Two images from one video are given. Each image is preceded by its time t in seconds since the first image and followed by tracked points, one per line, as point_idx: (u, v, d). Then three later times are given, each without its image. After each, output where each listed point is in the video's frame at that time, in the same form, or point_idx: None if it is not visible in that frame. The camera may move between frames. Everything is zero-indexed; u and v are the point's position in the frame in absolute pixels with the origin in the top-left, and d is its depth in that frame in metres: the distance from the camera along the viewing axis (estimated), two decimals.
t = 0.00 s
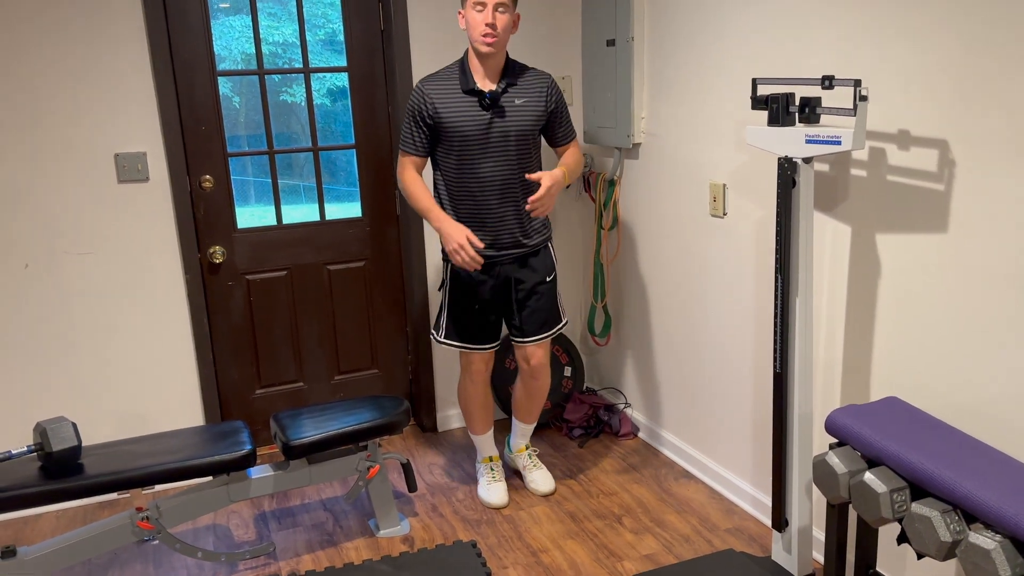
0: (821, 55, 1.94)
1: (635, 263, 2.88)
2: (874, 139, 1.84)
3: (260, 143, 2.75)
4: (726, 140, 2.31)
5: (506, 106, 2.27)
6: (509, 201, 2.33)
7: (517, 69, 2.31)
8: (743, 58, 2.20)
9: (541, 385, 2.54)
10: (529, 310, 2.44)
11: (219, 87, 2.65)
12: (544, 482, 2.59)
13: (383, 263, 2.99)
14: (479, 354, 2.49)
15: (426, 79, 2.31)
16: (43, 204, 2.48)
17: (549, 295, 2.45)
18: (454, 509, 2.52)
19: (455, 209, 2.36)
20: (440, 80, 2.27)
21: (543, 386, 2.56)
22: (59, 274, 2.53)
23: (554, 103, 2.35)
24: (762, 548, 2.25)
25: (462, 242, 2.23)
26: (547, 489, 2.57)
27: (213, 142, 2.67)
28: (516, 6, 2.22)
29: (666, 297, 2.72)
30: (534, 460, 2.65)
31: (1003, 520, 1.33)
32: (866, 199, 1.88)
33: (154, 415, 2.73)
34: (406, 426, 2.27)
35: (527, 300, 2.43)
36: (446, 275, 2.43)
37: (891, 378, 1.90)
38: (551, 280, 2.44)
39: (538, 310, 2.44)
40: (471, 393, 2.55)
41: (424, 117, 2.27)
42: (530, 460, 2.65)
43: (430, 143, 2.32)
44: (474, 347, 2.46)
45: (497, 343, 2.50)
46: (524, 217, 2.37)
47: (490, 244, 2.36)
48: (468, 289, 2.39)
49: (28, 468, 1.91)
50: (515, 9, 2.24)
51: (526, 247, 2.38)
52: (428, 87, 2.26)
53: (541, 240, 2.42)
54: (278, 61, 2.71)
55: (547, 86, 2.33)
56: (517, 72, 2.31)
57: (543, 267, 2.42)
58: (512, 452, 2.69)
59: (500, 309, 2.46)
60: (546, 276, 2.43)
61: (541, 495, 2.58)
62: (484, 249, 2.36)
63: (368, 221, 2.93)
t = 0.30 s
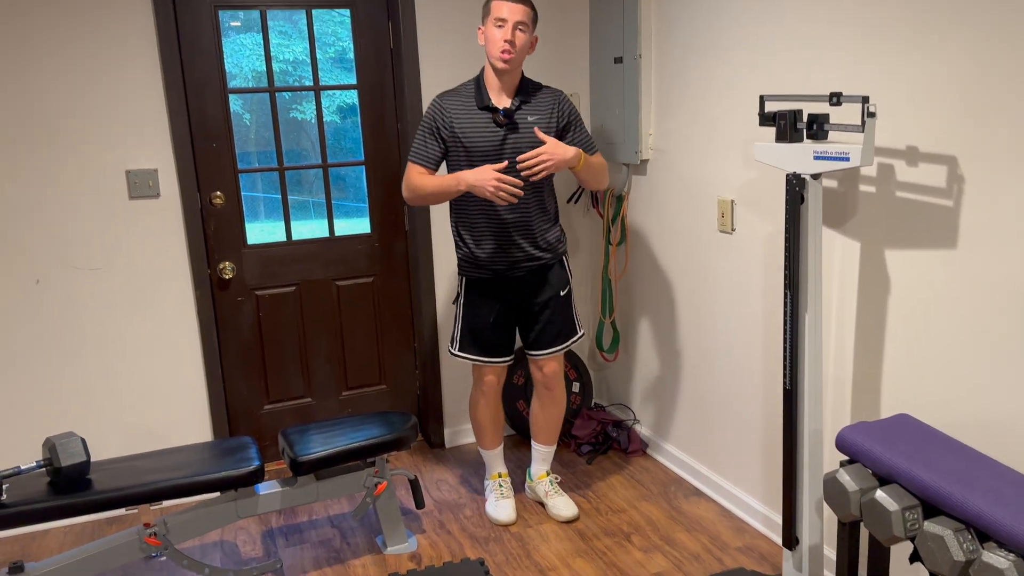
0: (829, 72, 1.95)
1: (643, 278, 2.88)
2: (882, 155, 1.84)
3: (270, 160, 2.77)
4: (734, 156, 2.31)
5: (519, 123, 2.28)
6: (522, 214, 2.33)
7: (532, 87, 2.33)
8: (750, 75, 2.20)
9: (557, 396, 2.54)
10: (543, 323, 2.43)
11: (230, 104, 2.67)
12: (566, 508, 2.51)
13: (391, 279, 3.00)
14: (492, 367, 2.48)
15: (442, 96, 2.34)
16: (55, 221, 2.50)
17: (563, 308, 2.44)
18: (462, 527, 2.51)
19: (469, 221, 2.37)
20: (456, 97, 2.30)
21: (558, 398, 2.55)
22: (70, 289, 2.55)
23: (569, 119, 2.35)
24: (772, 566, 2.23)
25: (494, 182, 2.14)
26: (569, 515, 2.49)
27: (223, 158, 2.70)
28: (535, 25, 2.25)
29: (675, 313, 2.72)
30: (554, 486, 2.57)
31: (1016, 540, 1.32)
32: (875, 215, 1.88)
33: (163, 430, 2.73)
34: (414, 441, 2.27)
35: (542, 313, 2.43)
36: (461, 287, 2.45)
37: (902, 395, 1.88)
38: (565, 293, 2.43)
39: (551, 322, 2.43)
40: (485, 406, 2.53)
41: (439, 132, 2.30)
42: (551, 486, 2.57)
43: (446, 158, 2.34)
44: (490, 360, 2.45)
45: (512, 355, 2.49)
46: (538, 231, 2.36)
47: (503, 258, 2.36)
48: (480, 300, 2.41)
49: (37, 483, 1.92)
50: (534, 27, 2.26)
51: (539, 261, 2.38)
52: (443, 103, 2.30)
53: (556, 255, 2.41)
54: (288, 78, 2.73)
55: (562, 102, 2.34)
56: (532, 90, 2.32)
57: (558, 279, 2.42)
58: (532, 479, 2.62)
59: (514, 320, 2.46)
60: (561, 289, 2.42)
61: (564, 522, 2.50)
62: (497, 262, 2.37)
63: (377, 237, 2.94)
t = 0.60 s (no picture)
0: (835, 95, 1.96)
1: (651, 300, 2.88)
2: (889, 177, 1.84)
3: (279, 183, 2.79)
4: (741, 178, 2.32)
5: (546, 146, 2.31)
6: (546, 236, 2.34)
7: (560, 113, 2.36)
8: (756, 98, 2.22)
9: (566, 416, 2.54)
10: (562, 343, 2.44)
11: (240, 128, 2.70)
12: (574, 532, 2.49)
13: (399, 301, 3.00)
14: (508, 388, 2.44)
15: (469, 117, 2.37)
16: (65, 243, 2.52)
17: (581, 330, 2.45)
18: (469, 551, 2.49)
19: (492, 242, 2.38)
20: (483, 119, 2.32)
21: (568, 417, 2.55)
22: (80, 311, 2.56)
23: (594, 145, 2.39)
24: None
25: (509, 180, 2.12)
26: (578, 539, 2.48)
27: (233, 181, 2.72)
28: (563, 53, 2.27)
29: (683, 335, 2.71)
30: (561, 510, 2.55)
31: None
32: (883, 238, 1.88)
33: (170, 452, 2.73)
34: (420, 463, 2.25)
35: (558, 334, 2.43)
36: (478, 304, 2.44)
37: (912, 418, 1.87)
38: (583, 314, 2.44)
39: (570, 343, 2.44)
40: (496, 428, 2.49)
41: (465, 153, 2.32)
42: (559, 509, 2.55)
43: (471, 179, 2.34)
44: (507, 379, 2.42)
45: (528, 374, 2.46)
46: (560, 253, 2.38)
47: (522, 277, 2.37)
48: (500, 321, 2.39)
49: (44, 505, 1.91)
50: (562, 55, 2.28)
51: (558, 283, 2.39)
52: (471, 125, 2.32)
53: (574, 277, 2.42)
54: (298, 102, 2.76)
55: (588, 128, 2.37)
56: (559, 115, 2.35)
57: (576, 301, 2.43)
58: (540, 503, 2.60)
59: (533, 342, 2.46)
60: (577, 312, 2.43)
61: (573, 546, 2.48)
62: (516, 281, 2.37)
63: (385, 258, 2.95)
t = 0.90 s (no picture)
0: (839, 109, 1.96)
1: (655, 313, 2.88)
2: (893, 191, 1.84)
3: (284, 196, 2.80)
4: (745, 191, 2.32)
5: (553, 162, 2.30)
6: (552, 250, 2.34)
7: (568, 128, 2.36)
8: (760, 112, 2.22)
9: (572, 425, 2.53)
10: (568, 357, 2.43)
11: (246, 141, 2.71)
12: (579, 547, 2.47)
13: (403, 313, 3.00)
14: (511, 402, 2.42)
15: (478, 132, 2.37)
16: (71, 257, 2.53)
17: (588, 344, 2.43)
18: (472, 566, 2.49)
19: (499, 257, 2.38)
20: (491, 134, 2.33)
21: (573, 430, 2.54)
22: (84, 323, 2.57)
23: (602, 160, 2.38)
24: None
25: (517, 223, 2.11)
26: (582, 554, 2.46)
27: (238, 194, 2.73)
28: (570, 67, 2.28)
29: (687, 348, 2.71)
30: (566, 524, 2.53)
31: None
32: (887, 252, 1.88)
33: (174, 466, 2.73)
34: (423, 477, 2.24)
35: (564, 349, 2.43)
36: (484, 318, 2.45)
37: (917, 433, 1.86)
38: (590, 329, 2.43)
39: (576, 357, 2.43)
40: (500, 440, 2.44)
41: (473, 168, 2.33)
42: (563, 524, 2.53)
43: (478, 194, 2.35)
44: (511, 394, 2.41)
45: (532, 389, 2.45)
46: (567, 267, 2.38)
47: (529, 291, 2.36)
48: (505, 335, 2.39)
49: (47, 518, 1.91)
50: (568, 69, 2.30)
51: (564, 298, 2.38)
52: (479, 140, 2.33)
53: (581, 292, 2.41)
54: (303, 115, 2.77)
55: (596, 143, 2.37)
56: (568, 130, 2.35)
57: (583, 315, 2.42)
58: (544, 518, 2.59)
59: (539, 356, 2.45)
60: (583, 327, 2.41)
61: (577, 561, 2.46)
62: (522, 296, 2.37)
63: (389, 271, 2.96)
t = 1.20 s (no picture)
0: (843, 119, 1.97)
1: (658, 322, 2.88)
2: (897, 201, 1.84)
3: (288, 205, 2.80)
4: (749, 201, 2.32)
5: (554, 171, 2.30)
6: (553, 260, 2.34)
7: (570, 136, 2.36)
8: (764, 122, 2.23)
9: (575, 437, 2.53)
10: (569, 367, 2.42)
11: (250, 150, 2.72)
12: (582, 558, 2.47)
13: (406, 322, 3.00)
14: (512, 412, 2.41)
15: (480, 140, 2.38)
16: (76, 265, 2.53)
17: (591, 354, 2.42)
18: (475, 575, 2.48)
19: (500, 265, 2.38)
20: (493, 143, 2.34)
21: (576, 439, 2.53)
22: (89, 331, 2.57)
23: (604, 168, 2.37)
24: None
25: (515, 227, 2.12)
26: (586, 565, 2.45)
27: (243, 203, 2.74)
28: (569, 75, 2.29)
29: (691, 358, 2.70)
30: (569, 535, 2.52)
31: None
32: (891, 261, 1.87)
33: (177, 475, 2.73)
34: (427, 487, 2.24)
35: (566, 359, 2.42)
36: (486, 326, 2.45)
37: (923, 443, 1.85)
38: (593, 339, 2.42)
39: (577, 367, 2.43)
40: (501, 450, 2.43)
41: (475, 177, 2.34)
42: (567, 534, 2.52)
43: (480, 202, 2.36)
44: (513, 404, 2.41)
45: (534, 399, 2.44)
46: (569, 277, 2.37)
47: (530, 300, 2.36)
48: (506, 344, 2.39)
49: (50, 527, 1.90)
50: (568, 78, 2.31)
51: (566, 307, 2.37)
52: (480, 149, 2.33)
53: (584, 300, 2.41)
54: (308, 125, 2.78)
55: (598, 151, 2.36)
56: (569, 138, 2.35)
57: (585, 325, 2.41)
58: (547, 528, 2.58)
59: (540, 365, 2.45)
60: (585, 336, 2.41)
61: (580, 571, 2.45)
62: (523, 305, 2.37)
63: (392, 280, 2.96)
